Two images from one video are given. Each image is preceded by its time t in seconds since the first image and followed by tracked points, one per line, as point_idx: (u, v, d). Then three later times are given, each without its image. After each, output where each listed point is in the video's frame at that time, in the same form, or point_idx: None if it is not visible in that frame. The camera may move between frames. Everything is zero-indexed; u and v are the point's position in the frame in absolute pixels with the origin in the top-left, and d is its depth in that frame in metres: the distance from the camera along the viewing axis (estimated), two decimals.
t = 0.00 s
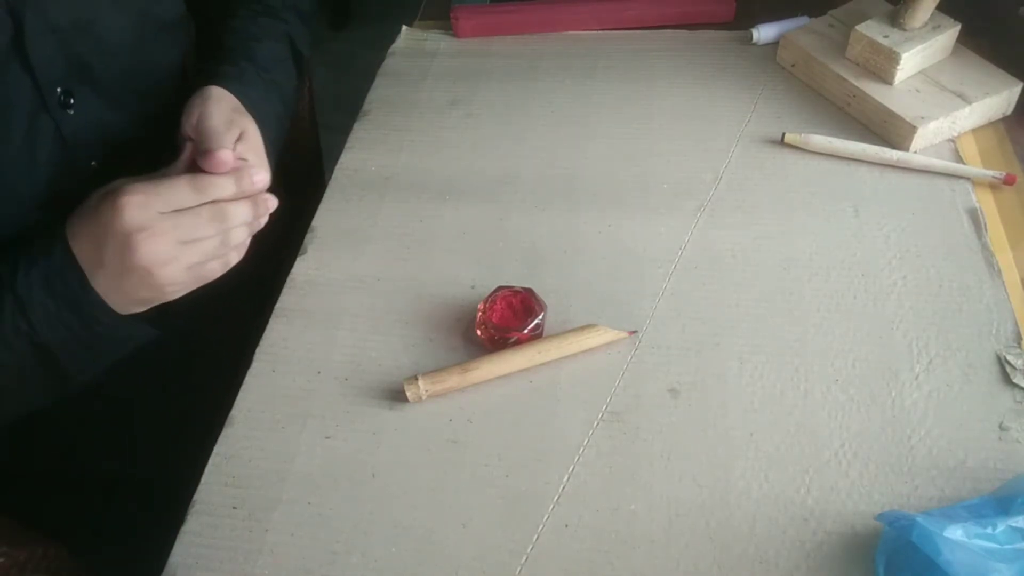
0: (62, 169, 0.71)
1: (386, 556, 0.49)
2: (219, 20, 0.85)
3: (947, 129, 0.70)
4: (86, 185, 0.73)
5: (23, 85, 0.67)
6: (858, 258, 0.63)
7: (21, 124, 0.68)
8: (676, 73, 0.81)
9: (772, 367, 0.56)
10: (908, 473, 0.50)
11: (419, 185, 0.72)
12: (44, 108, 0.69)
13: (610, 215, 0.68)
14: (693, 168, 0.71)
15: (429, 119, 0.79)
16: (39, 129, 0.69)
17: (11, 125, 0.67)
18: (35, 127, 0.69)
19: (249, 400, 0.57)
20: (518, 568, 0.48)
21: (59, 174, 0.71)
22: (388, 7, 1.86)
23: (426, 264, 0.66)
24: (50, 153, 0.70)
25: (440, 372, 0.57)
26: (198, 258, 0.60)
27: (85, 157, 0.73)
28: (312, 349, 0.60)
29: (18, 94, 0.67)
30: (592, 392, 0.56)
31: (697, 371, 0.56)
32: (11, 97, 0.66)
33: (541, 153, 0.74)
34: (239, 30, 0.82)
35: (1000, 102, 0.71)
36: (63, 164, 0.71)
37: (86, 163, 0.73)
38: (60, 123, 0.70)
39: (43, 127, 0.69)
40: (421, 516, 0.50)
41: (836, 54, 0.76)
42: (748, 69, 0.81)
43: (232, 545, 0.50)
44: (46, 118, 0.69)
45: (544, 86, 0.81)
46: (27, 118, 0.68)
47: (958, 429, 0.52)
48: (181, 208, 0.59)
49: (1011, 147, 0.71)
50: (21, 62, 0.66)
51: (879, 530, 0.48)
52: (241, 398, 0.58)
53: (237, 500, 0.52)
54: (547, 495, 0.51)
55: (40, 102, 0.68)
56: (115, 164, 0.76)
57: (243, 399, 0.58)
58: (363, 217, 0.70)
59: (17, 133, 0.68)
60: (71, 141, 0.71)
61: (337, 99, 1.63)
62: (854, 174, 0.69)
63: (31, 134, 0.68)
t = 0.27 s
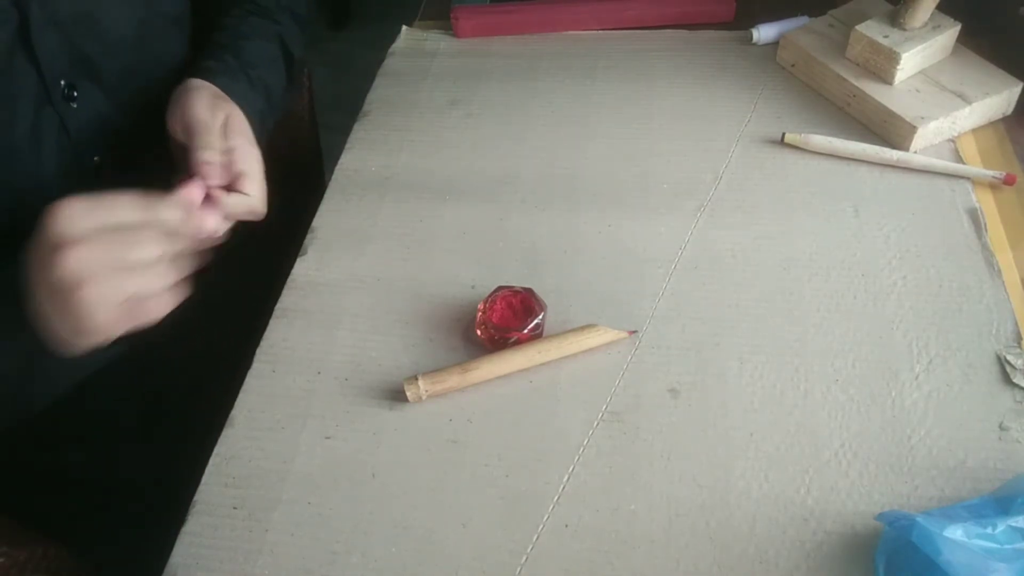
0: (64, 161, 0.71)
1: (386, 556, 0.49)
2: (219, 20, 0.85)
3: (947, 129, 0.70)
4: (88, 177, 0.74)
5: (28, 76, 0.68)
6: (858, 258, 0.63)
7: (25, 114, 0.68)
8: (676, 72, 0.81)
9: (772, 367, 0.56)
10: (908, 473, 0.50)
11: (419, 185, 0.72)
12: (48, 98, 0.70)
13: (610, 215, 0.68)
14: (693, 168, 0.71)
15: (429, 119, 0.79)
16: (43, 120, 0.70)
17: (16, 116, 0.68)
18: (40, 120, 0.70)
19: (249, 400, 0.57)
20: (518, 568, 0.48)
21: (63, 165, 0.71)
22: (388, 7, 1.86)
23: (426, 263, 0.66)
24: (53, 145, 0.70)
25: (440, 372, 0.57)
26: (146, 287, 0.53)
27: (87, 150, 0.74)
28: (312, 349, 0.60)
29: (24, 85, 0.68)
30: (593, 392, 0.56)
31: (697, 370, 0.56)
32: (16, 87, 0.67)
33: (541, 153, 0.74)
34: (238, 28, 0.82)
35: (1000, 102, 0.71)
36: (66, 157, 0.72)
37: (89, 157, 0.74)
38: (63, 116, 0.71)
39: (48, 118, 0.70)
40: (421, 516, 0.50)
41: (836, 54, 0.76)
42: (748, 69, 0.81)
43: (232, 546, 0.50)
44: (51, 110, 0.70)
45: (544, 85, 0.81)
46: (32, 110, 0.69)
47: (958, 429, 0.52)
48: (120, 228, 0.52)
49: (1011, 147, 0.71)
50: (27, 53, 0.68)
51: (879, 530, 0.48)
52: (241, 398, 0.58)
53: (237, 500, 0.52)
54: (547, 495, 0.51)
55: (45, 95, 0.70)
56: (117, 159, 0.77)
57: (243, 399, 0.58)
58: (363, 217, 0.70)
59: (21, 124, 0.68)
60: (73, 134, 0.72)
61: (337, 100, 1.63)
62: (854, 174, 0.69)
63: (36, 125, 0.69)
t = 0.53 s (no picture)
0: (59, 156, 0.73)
1: (386, 555, 0.49)
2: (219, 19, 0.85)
3: (947, 129, 0.70)
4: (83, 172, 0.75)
5: (25, 66, 0.69)
6: (858, 258, 0.63)
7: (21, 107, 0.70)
8: (676, 72, 0.81)
9: (772, 367, 0.56)
10: (908, 473, 0.50)
11: (419, 185, 0.72)
12: (45, 91, 0.71)
13: (609, 215, 0.68)
14: (693, 168, 0.71)
15: (429, 119, 0.79)
16: (40, 111, 0.71)
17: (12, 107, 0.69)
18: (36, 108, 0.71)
19: (249, 400, 0.57)
20: (518, 568, 0.48)
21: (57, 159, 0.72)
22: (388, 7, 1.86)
23: (426, 264, 0.66)
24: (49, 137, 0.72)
25: (440, 372, 0.57)
26: None
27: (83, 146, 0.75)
28: (312, 349, 0.60)
29: (20, 77, 0.69)
30: (592, 392, 0.56)
31: (697, 370, 0.56)
32: (12, 76, 0.69)
33: (541, 153, 0.74)
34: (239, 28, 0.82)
35: (1000, 102, 0.71)
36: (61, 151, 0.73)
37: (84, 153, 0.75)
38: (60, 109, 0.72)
39: (44, 108, 0.71)
40: (421, 516, 0.50)
41: (837, 54, 0.76)
42: (748, 69, 0.81)
43: (232, 545, 0.50)
44: (48, 101, 0.71)
45: (544, 85, 0.81)
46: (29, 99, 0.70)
47: (958, 429, 0.52)
48: None
49: (1011, 147, 0.71)
50: (25, 44, 0.69)
51: (879, 530, 0.48)
52: (241, 398, 0.58)
53: (237, 500, 0.52)
54: (547, 495, 0.51)
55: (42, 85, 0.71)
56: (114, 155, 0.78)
57: (243, 399, 0.58)
58: (363, 217, 0.70)
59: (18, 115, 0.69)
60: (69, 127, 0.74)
61: (337, 100, 1.63)
62: (854, 174, 0.69)
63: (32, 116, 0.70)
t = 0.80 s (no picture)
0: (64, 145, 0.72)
1: (386, 555, 0.49)
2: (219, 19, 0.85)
3: (947, 129, 0.70)
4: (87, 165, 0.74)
5: (28, 55, 0.69)
6: (858, 258, 0.63)
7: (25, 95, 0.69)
8: (676, 72, 0.81)
9: (772, 367, 0.56)
10: (908, 473, 0.50)
11: (419, 185, 0.72)
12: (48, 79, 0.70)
13: (610, 215, 0.68)
14: (693, 168, 0.71)
15: (429, 119, 0.79)
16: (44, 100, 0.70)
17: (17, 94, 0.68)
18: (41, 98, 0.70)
19: (249, 400, 0.57)
20: (518, 568, 0.48)
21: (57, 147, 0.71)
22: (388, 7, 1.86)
23: (426, 264, 0.66)
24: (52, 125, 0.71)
25: (440, 372, 0.57)
26: None
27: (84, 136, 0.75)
28: (312, 349, 0.60)
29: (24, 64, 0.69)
30: (593, 392, 0.56)
31: (697, 370, 0.56)
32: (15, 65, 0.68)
33: (541, 153, 0.74)
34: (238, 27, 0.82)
35: (1000, 102, 0.71)
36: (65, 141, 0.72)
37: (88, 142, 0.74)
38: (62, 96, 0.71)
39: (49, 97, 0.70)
40: (421, 516, 0.50)
41: (837, 54, 0.76)
42: (748, 69, 0.81)
43: (232, 545, 0.50)
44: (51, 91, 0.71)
45: (544, 85, 0.81)
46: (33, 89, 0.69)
47: (958, 429, 0.52)
48: None
49: (1011, 147, 0.71)
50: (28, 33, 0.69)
51: (879, 530, 0.48)
52: (241, 398, 0.58)
53: (237, 500, 0.52)
54: (547, 495, 0.51)
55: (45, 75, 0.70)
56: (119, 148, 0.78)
57: (243, 399, 0.58)
58: (363, 217, 0.70)
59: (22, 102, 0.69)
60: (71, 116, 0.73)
61: (337, 99, 1.63)
62: (854, 174, 0.69)
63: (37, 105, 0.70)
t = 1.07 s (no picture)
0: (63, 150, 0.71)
1: (386, 555, 0.49)
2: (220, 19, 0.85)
3: (947, 130, 0.70)
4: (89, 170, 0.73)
5: (30, 56, 0.68)
6: (858, 258, 0.63)
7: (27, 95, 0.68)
8: (676, 72, 0.81)
9: (771, 366, 0.56)
10: (908, 473, 0.50)
11: (420, 185, 0.72)
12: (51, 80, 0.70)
13: (610, 215, 0.68)
14: (693, 168, 0.71)
15: (429, 119, 0.79)
16: (45, 102, 0.70)
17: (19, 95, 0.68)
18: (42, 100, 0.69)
19: (249, 400, 0.57)
20: (518, 568, 0.48)
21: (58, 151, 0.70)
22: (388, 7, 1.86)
23: (426, 264, 0.66)
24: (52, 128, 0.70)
25: (440, 372, 0.57)
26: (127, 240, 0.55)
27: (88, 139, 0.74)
28: (312, 349, 0.60)
29: (27, 64, 0.68)
30: (593, 392, 0.56)
31: (697, 370, 0.56)
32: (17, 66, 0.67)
33: (541, 153, 0.74)
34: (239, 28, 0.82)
35: (1000, 102, 0.71)
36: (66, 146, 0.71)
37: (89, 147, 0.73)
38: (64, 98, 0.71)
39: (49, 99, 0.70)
40: (421, 516, 0.50)
41: (837, 54, 0.76)
42: (748, 69, 0.81)
43: (232, 546, 0.50)
44: (53, 92, 0.70)
45: (544, 85, 0.81)
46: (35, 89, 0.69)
47: (957, 429, 0.52)
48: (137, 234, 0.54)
49: (1011, 147, 0.71)
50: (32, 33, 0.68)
51: (879, 530, 0.48)
52: (241, 398, 0.58)
53: (237, 500, 0.52)
54: (547, 495, 0.51)
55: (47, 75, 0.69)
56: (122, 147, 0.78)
57: (243, 398, 0.58)
58: (363, 217, 0.70)
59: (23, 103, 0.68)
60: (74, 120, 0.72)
61: (336, 99, 1.63)
62: (854, 174, 0.69)
63: (38, 108, 0.69)
